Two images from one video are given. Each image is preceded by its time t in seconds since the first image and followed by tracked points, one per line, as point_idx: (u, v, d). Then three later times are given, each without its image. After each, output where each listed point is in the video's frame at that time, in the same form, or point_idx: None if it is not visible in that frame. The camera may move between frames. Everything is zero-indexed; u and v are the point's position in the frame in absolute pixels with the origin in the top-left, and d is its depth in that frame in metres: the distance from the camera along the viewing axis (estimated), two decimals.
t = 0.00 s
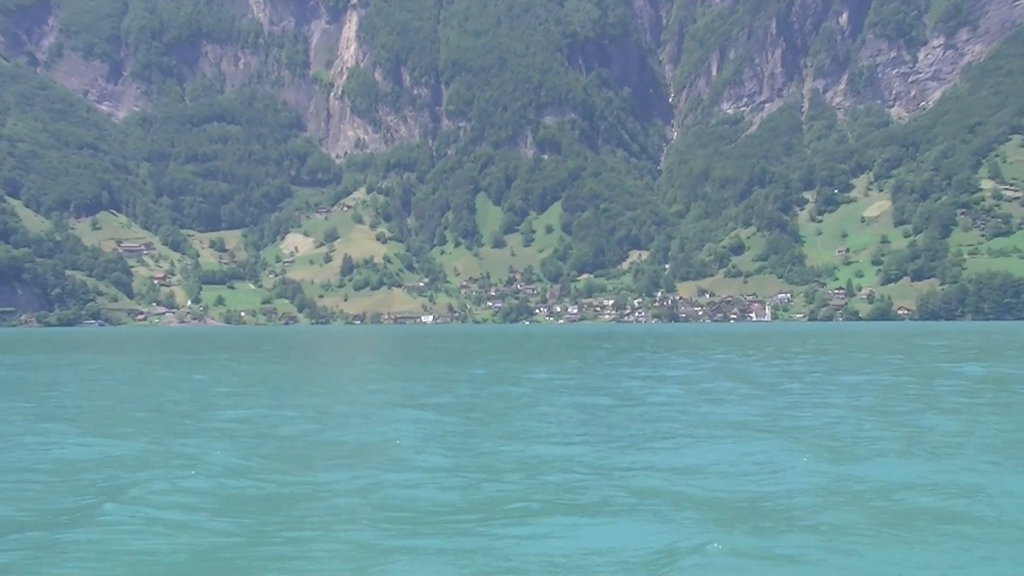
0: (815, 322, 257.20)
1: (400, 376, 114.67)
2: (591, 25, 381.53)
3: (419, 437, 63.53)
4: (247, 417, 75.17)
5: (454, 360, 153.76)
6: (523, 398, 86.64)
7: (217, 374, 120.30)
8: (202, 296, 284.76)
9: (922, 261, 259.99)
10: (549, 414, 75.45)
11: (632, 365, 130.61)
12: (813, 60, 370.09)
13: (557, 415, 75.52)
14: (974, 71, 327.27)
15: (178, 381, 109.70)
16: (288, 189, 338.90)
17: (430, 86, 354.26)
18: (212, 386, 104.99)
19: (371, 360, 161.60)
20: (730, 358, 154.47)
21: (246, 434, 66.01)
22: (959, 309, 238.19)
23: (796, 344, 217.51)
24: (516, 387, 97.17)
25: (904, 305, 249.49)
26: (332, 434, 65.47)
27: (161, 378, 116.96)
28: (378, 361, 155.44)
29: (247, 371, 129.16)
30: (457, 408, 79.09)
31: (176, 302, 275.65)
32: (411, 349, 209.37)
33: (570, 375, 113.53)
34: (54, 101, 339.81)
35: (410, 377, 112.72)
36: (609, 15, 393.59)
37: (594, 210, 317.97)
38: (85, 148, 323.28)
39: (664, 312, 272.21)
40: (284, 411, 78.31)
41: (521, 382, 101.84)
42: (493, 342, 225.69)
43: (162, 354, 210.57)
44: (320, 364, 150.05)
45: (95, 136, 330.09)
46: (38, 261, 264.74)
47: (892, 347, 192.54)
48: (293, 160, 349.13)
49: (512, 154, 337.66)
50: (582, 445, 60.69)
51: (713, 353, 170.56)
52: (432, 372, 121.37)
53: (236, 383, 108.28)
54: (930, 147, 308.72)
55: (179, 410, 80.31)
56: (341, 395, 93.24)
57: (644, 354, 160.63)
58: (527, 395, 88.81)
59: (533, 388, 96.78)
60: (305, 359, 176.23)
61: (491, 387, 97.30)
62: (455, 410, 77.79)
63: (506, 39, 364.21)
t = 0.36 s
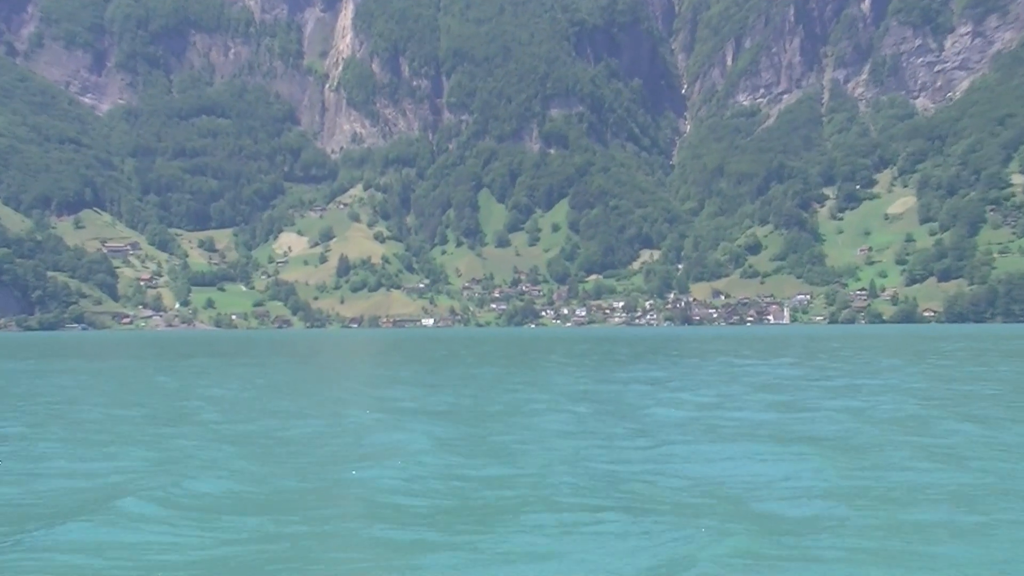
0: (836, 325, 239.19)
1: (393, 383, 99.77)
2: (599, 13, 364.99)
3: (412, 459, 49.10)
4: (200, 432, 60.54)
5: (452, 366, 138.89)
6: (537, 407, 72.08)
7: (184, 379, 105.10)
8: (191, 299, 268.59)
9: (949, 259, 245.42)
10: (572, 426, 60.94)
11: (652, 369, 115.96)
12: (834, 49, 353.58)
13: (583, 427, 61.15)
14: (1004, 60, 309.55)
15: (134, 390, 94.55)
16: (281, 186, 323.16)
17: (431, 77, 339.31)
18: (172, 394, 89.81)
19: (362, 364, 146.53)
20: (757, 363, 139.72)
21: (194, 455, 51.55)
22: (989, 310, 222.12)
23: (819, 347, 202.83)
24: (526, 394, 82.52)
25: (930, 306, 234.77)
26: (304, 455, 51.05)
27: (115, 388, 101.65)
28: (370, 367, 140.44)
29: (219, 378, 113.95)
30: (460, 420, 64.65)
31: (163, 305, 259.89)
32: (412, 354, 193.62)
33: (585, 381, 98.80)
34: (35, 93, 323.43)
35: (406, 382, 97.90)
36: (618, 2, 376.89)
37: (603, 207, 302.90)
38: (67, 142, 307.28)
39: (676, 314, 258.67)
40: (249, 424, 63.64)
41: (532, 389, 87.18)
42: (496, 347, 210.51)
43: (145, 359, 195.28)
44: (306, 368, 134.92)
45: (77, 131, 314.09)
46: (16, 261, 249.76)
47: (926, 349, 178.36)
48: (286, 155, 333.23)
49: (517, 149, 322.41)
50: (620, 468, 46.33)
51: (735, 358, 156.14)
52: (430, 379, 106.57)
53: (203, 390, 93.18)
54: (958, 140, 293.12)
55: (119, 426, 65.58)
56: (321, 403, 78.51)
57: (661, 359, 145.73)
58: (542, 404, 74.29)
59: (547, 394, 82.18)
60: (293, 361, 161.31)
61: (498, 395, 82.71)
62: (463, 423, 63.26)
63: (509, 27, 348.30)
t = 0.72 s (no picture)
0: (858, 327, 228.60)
1: (381, 407, 86.39)
2: None
3: (411, 548, 36.34)
4: (139, 490, 47.62)
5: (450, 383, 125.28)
6: (554, 450, 58.91)
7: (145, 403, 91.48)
8: (179, 301, 253.75)
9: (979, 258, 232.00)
10: (606, 483, 48.08)
11: (676, 387, 102.37)
12: (856, 37, 334.33)
13: (625, 482, 47.65)
14: None
15: (78, 422, 80.89)
16: (273, 181, 308.09)
17: (431, 67, 325.72)
18: (121, 428, 76.36)
19: (351, 380, 132.52)
20: (789, 373, 125.77)
21: (121, 538, 38.78)
22: (1020, 313, 211.97)
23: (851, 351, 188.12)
24: (540, 427, 69.29)
25: (958, 309, 221.58)
26: (270, 538, 38.45)
27: (61, 416, 88.04)
28: (359, 383, 126.58)
29: (184, 399, 100.09)
30: (461, 473, 51.68)
31: (149, 307, 244.85)
32: (409, 360, 178.79)
33: (603, 404, 85.16)
34: (14, 83, 307.62)
35: (397, 408, 84.53)
36: None
37: (613, 203, 288.62)
38: (48, 135, 292.00)
39: (690, 316, 244.21)
40: (199, 480, 50.60)
41: (544, 421, 73.89)
42: (501, 352, 195.89)
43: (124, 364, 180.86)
44: (288, 386, 121.18)
45: (59, 123, 298.78)
46: None
47: (969, 352, 164.29)
48: (279, 149, 318.03)
49: (521, 142, 308.03)
50: (703, 561, 33.89)
51: (762, 366, 142.11)
52: (425, 401, 93.11)
53: (160, 421, 79.71)
54: (987, 133, 278.35)
55: (38, 482, 52.38)
56: (294, 440, 65.33)
57: (680, 370, 131.79)
58: (560, 444, 61.08)
59: (563, 428, 68.85)
60: (276, 373, 146.98)
61: (506, 429, 69.38)
62: (467, 478, 50.27)
63: (513, 14, 333.44)
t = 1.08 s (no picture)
0: (883, 330, 214.47)
1: (364, 420, 72.17)
2: None
3: None
4: None
5: (447, 391, 111.02)
6: (580, 479, 44.67)
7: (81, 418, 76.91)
8: (166, 302, 238.69)
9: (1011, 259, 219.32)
10: (661, 538, 33.97)
11: (710, 393, 87.84)
12: (880, 23, 317.00)
13: (687, 543, 33.16)
14: None
15: None
16: (265, 176, 293.34)
17: (432, 55, 311.63)
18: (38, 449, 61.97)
19: (339, 387, 118.04)
20: (830, 378, 111.19)
21: None
22: None
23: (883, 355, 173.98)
24: (559, 446, 55.00)
25: (989, 312, 207.98)
26: None
27: None
28: (344, 391, 112.22)
29: (134, 409, 85.77)
30: (457, 516, 37.62)
31: (134, 309, 231.67)
32: (406, 366, 164.30)
33: (627, 416, 70.69)
34: None
35: (384, 419, 70.22)
36: None
37: (623, 200, 274.00)
38: (26, 128, 277.03)
39: (704, 319, 229.57)
40: (94, 521, 36.45)
41: (561, 436, 59.61)
42: (505, 355, 181.39)
43: (96, 369, 166.70)
44: (265, 392, 106.78)
45: (38, 115, 283.70)
46: None
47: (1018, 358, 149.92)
48: (270, 143, 303.25)
49: (526, 135, 293.47)
50: None
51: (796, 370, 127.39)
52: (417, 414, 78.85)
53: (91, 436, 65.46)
54: (1019, 126, 263.48)
55: None
56: (247, 463, 51.26)
57: (707, 375, 117.10)
58: (585, 470, 46.87)
59: (585, 448, 54.59)
60: (256, 380, 132.65)
61: (515, 447, 55.13)
62: (464, 526, 36.06)
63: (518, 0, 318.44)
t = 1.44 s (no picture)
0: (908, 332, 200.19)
1: (354, 440, 60.77)
2: None
3: None
4: None
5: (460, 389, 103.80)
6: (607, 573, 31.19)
7: None
8: (152, 302, 224.22)
9: None
10: None
11: (751, 412, 75.29)
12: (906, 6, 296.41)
13: None
14: None
15: None
16: (255, 167, 278.68)
17: (432, 40, 296.90)
18: None
19: (328, 390, 105.40)
20: (879, 386, 97.93)
21: None
22: None
23: (921, 355, 160.27)
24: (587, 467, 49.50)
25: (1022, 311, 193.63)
26: None
27: None
28: (334, 394, 99.42)
29: (81, 425, 73.24)
30: None
31: (117, 309, 216.89)
32: (404, 367, 150.72)
33: (661, 444, 58.18)
34: None
35: (388, 435, 63.73)
36: None
37: (634, 192, 259.69)
38: (3, 116, 262.24)
39: (720, 319, 215.15)
40: (71, 566, 32.43)
41: (587, 456, 53.06)
42: (510, 357, 167.64)
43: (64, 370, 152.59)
44: (264, 393, 100.06)
45: (15, 102, 268.70)
46: None
47: None
48: (261, 133, 288.53)
49: (532, 125, 279.34)
50: None
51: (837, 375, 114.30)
52: (422, 426, 69.52)
53: None
54: None
55: None
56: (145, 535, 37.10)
57: (741, 383, 103.77)
58: (619, 499, 41.48)
59: (618, 475, 47.51)
60: (235, 383, 119.65)
61: (535, 470, 49.13)
62: None
63: None
